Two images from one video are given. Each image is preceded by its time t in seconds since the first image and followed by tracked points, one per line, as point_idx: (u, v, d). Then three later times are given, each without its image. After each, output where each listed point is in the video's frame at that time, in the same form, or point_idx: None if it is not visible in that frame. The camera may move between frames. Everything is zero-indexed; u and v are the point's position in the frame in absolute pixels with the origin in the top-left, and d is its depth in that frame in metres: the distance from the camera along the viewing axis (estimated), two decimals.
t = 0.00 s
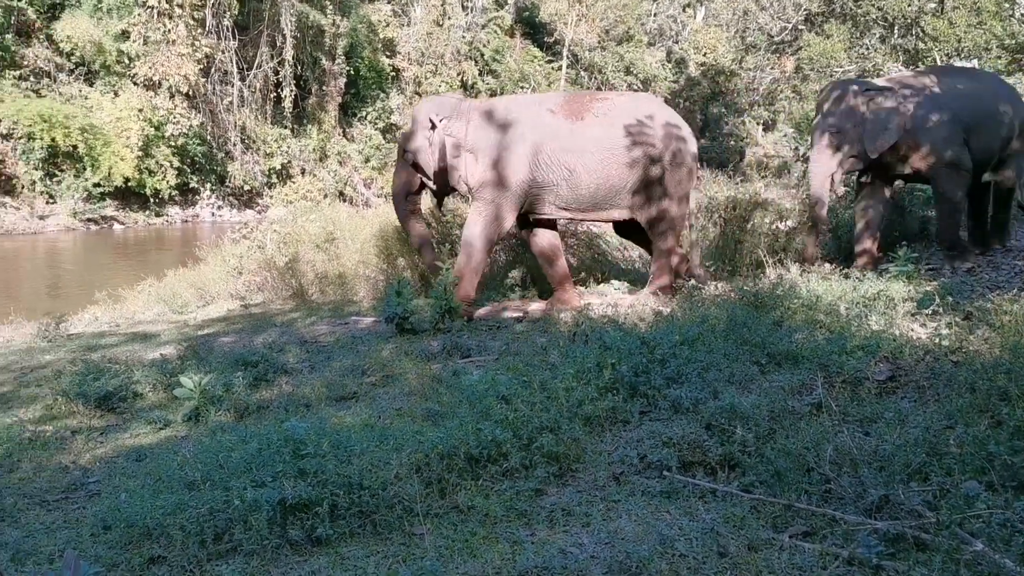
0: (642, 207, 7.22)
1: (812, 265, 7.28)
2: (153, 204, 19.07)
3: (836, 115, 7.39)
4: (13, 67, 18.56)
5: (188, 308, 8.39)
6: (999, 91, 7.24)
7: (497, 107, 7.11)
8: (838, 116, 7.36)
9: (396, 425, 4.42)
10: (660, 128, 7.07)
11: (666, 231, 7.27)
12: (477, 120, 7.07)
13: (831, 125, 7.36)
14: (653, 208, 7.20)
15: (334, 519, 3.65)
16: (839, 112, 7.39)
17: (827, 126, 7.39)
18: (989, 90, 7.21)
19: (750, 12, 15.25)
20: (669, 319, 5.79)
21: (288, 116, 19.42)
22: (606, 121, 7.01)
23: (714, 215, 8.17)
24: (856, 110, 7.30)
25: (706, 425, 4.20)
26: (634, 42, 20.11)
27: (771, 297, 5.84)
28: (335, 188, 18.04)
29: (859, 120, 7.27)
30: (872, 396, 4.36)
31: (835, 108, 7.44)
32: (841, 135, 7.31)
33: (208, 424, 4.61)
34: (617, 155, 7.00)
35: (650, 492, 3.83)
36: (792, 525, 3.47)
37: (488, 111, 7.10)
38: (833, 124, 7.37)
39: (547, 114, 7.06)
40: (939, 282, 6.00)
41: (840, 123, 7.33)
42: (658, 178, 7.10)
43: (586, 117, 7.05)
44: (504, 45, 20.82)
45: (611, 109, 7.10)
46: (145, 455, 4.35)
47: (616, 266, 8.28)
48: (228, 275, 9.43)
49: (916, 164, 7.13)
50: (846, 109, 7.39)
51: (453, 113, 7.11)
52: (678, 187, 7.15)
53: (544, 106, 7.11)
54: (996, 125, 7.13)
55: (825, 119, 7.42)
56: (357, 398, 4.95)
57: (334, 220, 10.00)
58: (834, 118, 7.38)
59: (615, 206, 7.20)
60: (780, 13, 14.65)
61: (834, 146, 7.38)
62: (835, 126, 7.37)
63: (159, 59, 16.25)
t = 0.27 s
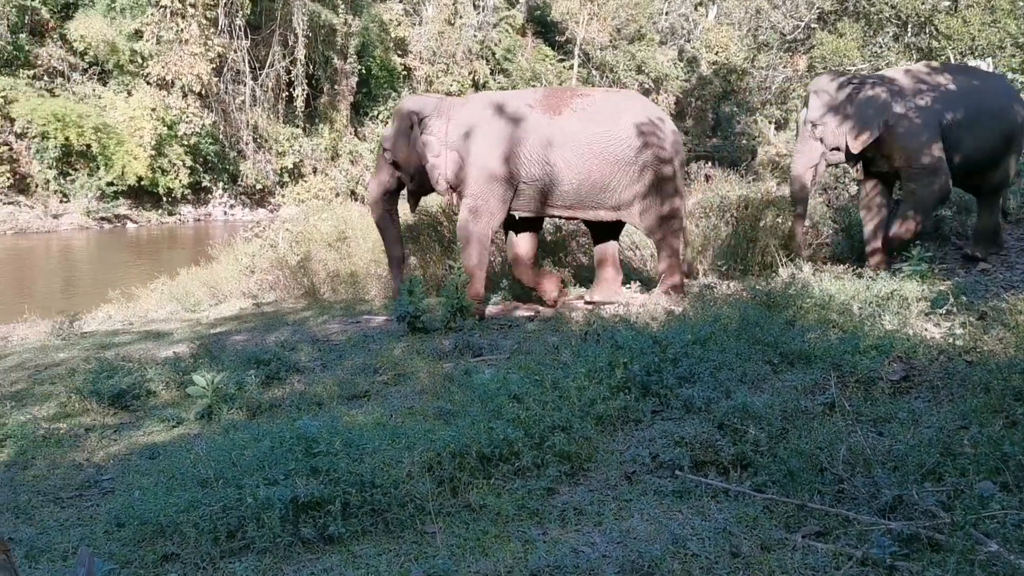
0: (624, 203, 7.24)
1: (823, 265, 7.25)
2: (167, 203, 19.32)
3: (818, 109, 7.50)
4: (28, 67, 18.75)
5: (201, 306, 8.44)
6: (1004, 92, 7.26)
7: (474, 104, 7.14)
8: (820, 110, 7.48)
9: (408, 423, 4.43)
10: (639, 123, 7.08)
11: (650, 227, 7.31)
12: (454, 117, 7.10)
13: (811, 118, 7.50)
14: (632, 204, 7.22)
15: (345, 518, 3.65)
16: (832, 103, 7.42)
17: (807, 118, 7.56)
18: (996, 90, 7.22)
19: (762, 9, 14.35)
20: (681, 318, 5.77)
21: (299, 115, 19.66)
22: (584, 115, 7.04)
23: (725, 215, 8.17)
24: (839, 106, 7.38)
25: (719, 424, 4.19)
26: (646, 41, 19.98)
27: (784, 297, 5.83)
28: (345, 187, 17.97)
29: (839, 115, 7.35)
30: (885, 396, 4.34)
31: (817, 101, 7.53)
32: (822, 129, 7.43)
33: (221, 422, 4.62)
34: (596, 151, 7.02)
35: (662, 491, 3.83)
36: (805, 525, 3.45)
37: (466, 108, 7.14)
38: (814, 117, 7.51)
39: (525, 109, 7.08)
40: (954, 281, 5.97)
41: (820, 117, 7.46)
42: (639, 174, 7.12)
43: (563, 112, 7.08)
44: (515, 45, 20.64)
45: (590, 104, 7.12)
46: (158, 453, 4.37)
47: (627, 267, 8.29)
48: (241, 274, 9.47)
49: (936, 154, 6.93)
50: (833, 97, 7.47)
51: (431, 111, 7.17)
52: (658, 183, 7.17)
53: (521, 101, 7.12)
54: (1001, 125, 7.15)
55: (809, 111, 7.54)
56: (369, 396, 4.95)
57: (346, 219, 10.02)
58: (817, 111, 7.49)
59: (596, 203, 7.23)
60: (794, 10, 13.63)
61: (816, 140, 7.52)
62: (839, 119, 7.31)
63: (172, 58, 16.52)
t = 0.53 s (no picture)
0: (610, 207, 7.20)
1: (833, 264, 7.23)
2: (178, 201, 19.27)
3: (805, 105, 7.73)
4: (39, 66, 18.91)
5: (211, 305, 8.46)
6: (1007, 94, 7.44)
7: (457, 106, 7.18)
8: (806, 106, 7.72)
9: (418, 422, 4.43)
10: (625, 128, 7.03)
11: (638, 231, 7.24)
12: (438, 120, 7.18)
13: (796, 115, 7.75)
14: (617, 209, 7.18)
15: (356, 516, 3.66)
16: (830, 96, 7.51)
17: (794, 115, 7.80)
18: (999, 92, 7.42)
19: (772, 8, 14.53)
20: (691, 317, 5.76)
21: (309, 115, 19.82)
22: (568, 120, 7.02)
23: (735, 214, 8.17)
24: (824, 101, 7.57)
25: (728, 424, 4.17)
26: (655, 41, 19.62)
27: (794, 296, 5.81)
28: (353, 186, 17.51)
29: (823, 110, 7.57)
30: (896, 396, 4.32)
31: (803, 97, 7.77)
32: (806, 126, 7.69)
33: (231, 421, 4.64)
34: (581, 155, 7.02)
35: (672, 490, 3.82)
36: (816, 525, 3.44)
37: (450, 111, 7.18)
38: (800, 113, 7.75)
39: (508, 113, 7.09)
40: (965, 281, 5.94)
41: (804, 114, 7.71)
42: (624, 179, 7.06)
43: (548, 116, 7.07)
44: (524, 43, 20.55)
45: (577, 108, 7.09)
46: (169, 451, 4.39)
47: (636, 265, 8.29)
48: (251, 272, 9.50)
49: (949, 152, 7.30)
50: (824, 90, 7.60)
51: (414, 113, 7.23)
52: (644, 187, 7.08)
53: (505, 104, 7.13)
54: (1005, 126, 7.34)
55: (795, 107, 7.80)
56: (379, 395, 4.96)
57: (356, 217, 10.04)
58: (803, 107, 7.73)
59: (581, 206, 7.23)
60: (804, 10, 13.88)
61: (801, 136, 7.80)
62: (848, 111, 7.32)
63: (182, 57, 16.80)
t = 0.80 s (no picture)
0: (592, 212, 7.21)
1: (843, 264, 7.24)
2: (190, 201, 19.52)
3: (789, 108, 7.90)
4: (52, 66, 19.08)
5: (223, 304, 8.49)
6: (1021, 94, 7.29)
7: (439, 112, 7.14)
8: (790, 109, 7.88)
9: (429, 421, 4.44)
10: (606, 136, 7.07)
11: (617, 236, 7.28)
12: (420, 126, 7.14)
13: (779, 117, 7.94)
14: (598, 212, 7.21)
15: (367, 514, 3.67)
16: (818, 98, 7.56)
17: (777, 118, 7.98)
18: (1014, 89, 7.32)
19: (784, 6, 13.95)
20: (702, 316, 5.75)
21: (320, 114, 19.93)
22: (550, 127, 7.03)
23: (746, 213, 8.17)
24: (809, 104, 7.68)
25: (740, 424, 4.16)
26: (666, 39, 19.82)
27: (806, 295, 5.79)
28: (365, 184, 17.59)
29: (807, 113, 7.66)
30: (910, 396, 4.30)
31: (787, 99, 7.92)
32: (788, 129, 7.88)
33: (243, 419, 4.65)
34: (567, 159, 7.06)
35: (683, 490, 3.81)
36: (828, 525, 3.43)
37: (433, 116, 7.14)
38: (783, 116, 7.93)
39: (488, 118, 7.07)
40: (979, 280, 5.91)
41: (787, 117, 7.89)
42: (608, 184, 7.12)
43: (529, 122, 7.07)
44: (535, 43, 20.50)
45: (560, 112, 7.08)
46: (181, 449, 4.41)
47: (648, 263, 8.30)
48: (263, 271, 9.54)
49: (971, 139, 7.16)
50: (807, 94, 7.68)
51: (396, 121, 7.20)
52: (626, 193, 7.16)
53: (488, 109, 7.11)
54: (1022, 116, 7.17)
55: (780, 110, 7.97)
56: (390, 394, 4.97)
57: (367, 216, 10.07)
58: (786, 110, 7.92)
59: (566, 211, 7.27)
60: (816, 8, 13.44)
61: (784, 139, 7.98)
62: (857, 106, 7.50)
63: (194, 57, 16.78)
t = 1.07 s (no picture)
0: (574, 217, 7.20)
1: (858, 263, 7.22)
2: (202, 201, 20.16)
3: (776, 108, 8.05)
4: (68, 66, 19.24)
5: (236, 303, 8.54)
6: None
7: (447, 108, 7.09)
8: (777, 109, 8.03)
9: (442, 420, 4.45)
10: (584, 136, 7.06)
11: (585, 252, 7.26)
12: (425, 119, 7.04)
13: (766, 118, 8.11)
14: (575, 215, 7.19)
15: (380, 513, 3.67)
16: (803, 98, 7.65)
17: (764, 118, 8.15)
18: None
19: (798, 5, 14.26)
20: (716, 316, 5.74)
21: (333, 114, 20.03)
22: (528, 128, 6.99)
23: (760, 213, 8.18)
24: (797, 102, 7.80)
25: (754, 424, 4.15)
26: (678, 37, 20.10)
27: (820, 295, 5.78)
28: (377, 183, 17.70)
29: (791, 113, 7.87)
30: (925, 396, 4.28)
31: (775, 99, 8.06)
32: (774, 130, 8.04)
33: (257, 418, 4.67)
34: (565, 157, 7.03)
35: (696, 490, 3.80)
36: (843, 526, 3.41)
37: (439, 110, 7.07)
38: (770, 116, 8.09)
39: (493, 116, 7.03)
40: (994, 280, 5.87)
41: (774, 117, 8.04)
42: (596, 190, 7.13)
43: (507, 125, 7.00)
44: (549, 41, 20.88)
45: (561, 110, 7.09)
46: (195, 448, 4.43)
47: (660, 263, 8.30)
48: (276, 271, 9.59)
49: (992, 130, 7.13)
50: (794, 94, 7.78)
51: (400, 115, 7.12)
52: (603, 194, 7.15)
53: (497, 108, 7.08)
54: None
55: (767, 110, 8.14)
56: (403, 393, 4.98)
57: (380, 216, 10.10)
58: (774, 111, 8.05)
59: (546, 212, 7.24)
60: (830, 7, 13.67)
61: (771, 139, 8.12)
62: (863, 99, 7.53)
63: (209, 57, 16.79)
